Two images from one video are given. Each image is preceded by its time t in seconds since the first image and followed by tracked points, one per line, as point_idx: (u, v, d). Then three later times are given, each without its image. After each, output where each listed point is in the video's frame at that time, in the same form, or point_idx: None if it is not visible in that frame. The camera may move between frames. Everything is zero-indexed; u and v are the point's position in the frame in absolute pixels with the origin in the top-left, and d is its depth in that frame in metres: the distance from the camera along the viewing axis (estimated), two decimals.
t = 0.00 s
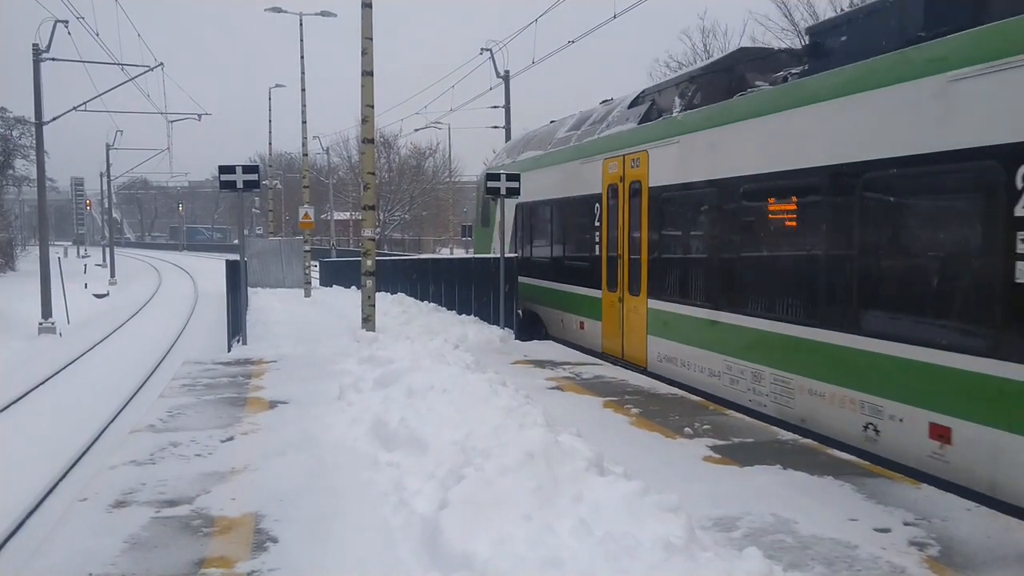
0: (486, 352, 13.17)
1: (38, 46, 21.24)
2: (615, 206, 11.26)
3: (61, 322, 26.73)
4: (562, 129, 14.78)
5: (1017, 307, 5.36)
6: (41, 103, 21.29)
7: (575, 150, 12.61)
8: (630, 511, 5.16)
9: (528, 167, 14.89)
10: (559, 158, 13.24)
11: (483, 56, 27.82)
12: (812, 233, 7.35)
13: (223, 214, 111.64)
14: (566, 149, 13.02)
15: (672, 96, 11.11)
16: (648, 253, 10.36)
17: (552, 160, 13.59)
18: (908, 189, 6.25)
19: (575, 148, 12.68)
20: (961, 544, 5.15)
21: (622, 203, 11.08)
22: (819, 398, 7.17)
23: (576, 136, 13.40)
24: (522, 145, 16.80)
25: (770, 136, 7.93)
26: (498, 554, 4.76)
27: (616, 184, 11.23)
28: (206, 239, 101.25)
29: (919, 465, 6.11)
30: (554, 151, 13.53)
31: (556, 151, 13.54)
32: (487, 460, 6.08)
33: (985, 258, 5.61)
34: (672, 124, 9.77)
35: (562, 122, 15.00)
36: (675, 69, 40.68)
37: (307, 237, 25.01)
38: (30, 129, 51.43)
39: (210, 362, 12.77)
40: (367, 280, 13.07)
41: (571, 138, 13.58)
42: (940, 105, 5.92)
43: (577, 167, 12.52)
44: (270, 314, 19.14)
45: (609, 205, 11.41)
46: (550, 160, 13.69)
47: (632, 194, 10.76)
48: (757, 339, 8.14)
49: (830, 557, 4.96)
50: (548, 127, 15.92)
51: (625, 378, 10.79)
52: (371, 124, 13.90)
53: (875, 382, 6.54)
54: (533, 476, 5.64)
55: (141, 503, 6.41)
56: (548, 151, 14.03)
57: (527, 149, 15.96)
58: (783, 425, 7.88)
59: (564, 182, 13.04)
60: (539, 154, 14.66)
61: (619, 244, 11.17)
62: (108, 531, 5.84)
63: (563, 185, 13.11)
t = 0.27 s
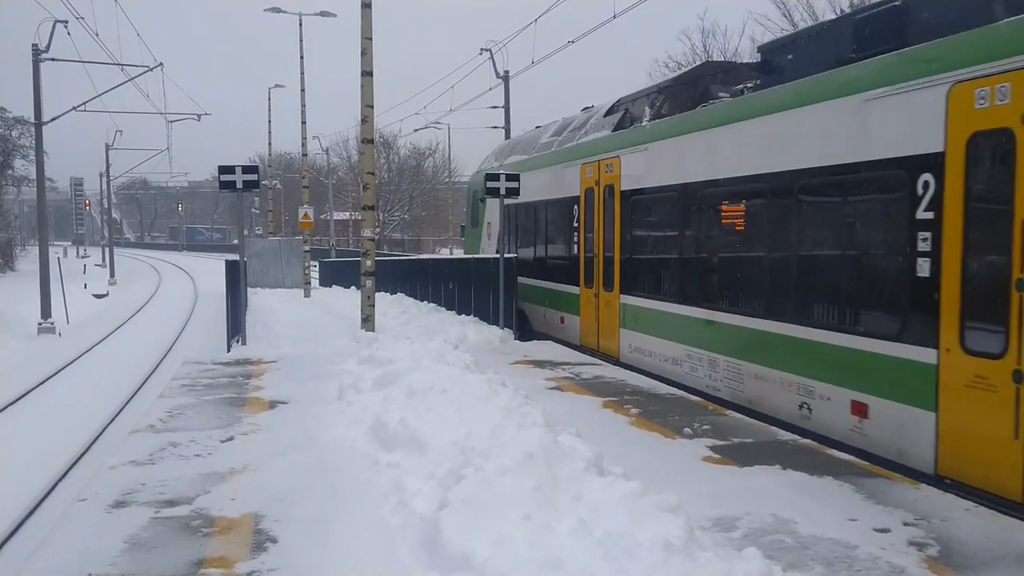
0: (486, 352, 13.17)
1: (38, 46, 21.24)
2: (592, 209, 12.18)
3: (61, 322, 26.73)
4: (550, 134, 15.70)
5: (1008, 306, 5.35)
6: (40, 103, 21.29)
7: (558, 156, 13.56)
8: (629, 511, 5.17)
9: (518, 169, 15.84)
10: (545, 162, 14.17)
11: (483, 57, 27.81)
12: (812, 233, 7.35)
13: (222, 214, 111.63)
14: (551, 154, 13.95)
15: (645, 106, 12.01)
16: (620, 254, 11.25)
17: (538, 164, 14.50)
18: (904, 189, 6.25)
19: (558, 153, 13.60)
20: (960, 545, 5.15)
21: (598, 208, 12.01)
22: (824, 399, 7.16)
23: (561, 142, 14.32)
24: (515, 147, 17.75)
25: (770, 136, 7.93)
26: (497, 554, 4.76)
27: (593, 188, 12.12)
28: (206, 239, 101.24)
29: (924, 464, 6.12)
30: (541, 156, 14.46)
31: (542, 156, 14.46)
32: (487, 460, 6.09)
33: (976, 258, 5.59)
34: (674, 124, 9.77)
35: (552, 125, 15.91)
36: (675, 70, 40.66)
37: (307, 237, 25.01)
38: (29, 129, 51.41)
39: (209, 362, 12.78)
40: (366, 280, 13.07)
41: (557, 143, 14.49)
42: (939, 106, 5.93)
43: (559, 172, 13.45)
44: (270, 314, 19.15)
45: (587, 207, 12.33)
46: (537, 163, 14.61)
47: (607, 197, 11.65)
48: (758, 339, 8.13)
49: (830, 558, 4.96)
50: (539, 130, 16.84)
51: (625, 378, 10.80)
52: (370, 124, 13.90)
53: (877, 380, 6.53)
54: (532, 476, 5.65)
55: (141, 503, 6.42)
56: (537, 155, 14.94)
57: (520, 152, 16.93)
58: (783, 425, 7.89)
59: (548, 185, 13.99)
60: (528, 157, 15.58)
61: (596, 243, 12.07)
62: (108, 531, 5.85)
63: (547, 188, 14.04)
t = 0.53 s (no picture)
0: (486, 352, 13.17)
1: (38, 46, 21.24)
2: (570, 210, 12.98)
3: (62, 322, 26.72)
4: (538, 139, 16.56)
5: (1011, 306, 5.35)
6: (41, 103, 21.29)
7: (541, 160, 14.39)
8: (629, 511, 5.16)
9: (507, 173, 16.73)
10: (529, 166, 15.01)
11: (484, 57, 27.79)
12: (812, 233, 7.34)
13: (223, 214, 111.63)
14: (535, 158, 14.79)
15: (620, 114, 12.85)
16: (595, 252, 12.01)
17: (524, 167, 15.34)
18: (900, 190, 6.25)
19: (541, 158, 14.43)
20: (960, 544, 5.15)
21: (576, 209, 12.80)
22: (822, 399, 7.17)
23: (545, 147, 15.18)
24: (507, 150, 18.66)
25: (768, 137, 7.92)
26: (498, 554, 4.76)
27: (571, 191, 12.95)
28: (206, 239, 101.24)
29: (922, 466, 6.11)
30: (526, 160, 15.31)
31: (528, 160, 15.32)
32: (487, 459, 6.09)
33: (971, 258, 5.62)
34: (673, 125, 9.76)
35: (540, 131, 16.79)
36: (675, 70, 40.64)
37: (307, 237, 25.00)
38: (30, 129, 51.40)
39: (210, 362, 12.77)
40: (367, 280, 13.06)
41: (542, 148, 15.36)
42: (937, 107, 5.92)
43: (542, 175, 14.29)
44: (271, 314, 19.14)
45: (566, 208, 13.16)
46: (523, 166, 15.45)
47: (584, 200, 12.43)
48: (758, 339, 8.12)
49: (830, 557, 4.96)
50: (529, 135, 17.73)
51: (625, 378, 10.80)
52: (371, 124, 13.91)
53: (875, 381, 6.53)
54: (532, 476, 5.64)
55: (141, 503, 6.41)
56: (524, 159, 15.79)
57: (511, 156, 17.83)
58: (783, 424, 7.89)
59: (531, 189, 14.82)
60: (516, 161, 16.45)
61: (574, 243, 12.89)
62: (108, 531, 5.85)
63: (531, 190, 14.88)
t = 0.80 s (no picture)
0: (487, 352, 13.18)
1: (39, 46, 21.24)
2: (552, 211, 13.79)
3: (63, 322, 26.74)
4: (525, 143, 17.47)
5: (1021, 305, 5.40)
6: (41, 103, 21.30)
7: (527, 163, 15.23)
8: (630, 511, 5.16)
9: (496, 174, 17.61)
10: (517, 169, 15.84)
11: (485, 56, 27.76)
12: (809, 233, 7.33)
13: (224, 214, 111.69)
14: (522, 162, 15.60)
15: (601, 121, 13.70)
16: (576, 252, 12.79)
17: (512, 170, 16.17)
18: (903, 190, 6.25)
19: (527, 161, 15.27)
20: (961, 544, 5.14)
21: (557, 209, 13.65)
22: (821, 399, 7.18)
23: (532, 150, 16.02)
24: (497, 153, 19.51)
25: (767, 136, 7.91)
26: (498, 554, 4.77)
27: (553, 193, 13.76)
28: (207, 239, 101.27)
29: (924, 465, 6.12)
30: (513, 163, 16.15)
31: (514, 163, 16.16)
32: (487, 459, 6.09)
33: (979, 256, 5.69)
34: (672, 125, 9.74)
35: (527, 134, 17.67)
36: (676, 70, 40.61)
37: (308, 237, 24.99)
38: (31, 129, 51.45)
39: (211, 362, 12.78)
40: (367, 280, 13.07)
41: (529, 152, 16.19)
42: (942, 106, 5.93)
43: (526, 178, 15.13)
44: (272, 313, 19.15)
45: (548, 210, 13.96)
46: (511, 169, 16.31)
47: (565, 202, 13.22)
48: (758, 339, 8.11)
49: (831, 557, 4.96)
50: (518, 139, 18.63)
51: (625, 377, 10.79)
52: (372, 124, 13.91)
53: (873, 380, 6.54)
54: (533, 476, 5.64)
55: (142, 503, 6.42)
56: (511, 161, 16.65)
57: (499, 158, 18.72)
58: (783, 425, 7.89)
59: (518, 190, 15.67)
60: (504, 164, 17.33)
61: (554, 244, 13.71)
62: (108, 531, 5.85)
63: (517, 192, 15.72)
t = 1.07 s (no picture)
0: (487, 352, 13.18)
1: (39, 47, 21.25)
2: (533, 212, 14.69)
3: (64, 322, 26.76)
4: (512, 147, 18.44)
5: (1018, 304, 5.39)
6: (42, 104, 21.32)
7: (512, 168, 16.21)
8: (630, 511, 5.17)
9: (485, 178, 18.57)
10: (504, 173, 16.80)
11: (485, 56, 27.74)
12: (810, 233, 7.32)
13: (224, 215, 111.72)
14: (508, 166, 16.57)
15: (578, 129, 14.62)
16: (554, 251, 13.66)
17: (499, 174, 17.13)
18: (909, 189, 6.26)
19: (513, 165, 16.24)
20: (961, 544, 5.15)
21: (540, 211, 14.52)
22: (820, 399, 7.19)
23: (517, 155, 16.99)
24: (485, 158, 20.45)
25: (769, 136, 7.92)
26: (498, 554, 4.77)
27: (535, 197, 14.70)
28: (207, 239, 101.28)
29: (928, 467, 6.12)
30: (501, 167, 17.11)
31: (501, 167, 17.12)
32: (487, 460, 6.10)
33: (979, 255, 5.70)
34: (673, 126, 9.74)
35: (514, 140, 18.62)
36: (676, 70, 40.59)
37: (309, 237, 24.98)
38: (31, 130, 51.49)
39: (211, 362, 12.80)
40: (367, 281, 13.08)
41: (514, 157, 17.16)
42: (946, 105, 5.94)
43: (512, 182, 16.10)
44: (272, 314, 19.15)
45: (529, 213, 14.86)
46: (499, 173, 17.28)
47: (544, 205, 14.12)
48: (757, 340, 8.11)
49: (831, 557, 4.96)
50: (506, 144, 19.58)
51: (626, 377, 10.80)
52: (372, 125, 13.91)
53: (873, 381, 6.55)
54: (533, 477, 5.65)
55: (142, 503, 6.43)
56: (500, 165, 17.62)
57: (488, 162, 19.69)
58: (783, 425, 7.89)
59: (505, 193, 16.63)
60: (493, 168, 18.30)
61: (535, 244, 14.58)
62: (109, 531, 5.86)
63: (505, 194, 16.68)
